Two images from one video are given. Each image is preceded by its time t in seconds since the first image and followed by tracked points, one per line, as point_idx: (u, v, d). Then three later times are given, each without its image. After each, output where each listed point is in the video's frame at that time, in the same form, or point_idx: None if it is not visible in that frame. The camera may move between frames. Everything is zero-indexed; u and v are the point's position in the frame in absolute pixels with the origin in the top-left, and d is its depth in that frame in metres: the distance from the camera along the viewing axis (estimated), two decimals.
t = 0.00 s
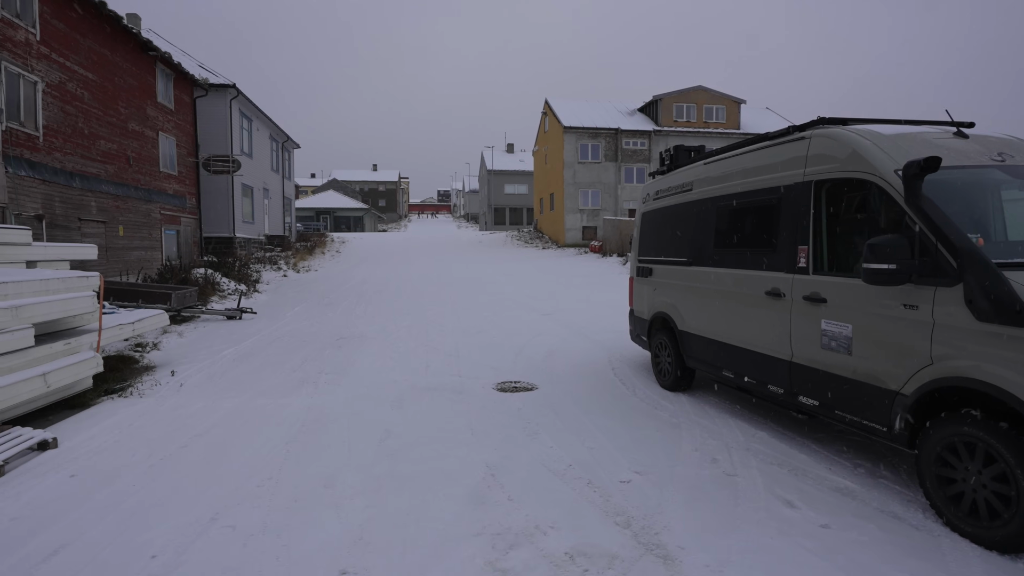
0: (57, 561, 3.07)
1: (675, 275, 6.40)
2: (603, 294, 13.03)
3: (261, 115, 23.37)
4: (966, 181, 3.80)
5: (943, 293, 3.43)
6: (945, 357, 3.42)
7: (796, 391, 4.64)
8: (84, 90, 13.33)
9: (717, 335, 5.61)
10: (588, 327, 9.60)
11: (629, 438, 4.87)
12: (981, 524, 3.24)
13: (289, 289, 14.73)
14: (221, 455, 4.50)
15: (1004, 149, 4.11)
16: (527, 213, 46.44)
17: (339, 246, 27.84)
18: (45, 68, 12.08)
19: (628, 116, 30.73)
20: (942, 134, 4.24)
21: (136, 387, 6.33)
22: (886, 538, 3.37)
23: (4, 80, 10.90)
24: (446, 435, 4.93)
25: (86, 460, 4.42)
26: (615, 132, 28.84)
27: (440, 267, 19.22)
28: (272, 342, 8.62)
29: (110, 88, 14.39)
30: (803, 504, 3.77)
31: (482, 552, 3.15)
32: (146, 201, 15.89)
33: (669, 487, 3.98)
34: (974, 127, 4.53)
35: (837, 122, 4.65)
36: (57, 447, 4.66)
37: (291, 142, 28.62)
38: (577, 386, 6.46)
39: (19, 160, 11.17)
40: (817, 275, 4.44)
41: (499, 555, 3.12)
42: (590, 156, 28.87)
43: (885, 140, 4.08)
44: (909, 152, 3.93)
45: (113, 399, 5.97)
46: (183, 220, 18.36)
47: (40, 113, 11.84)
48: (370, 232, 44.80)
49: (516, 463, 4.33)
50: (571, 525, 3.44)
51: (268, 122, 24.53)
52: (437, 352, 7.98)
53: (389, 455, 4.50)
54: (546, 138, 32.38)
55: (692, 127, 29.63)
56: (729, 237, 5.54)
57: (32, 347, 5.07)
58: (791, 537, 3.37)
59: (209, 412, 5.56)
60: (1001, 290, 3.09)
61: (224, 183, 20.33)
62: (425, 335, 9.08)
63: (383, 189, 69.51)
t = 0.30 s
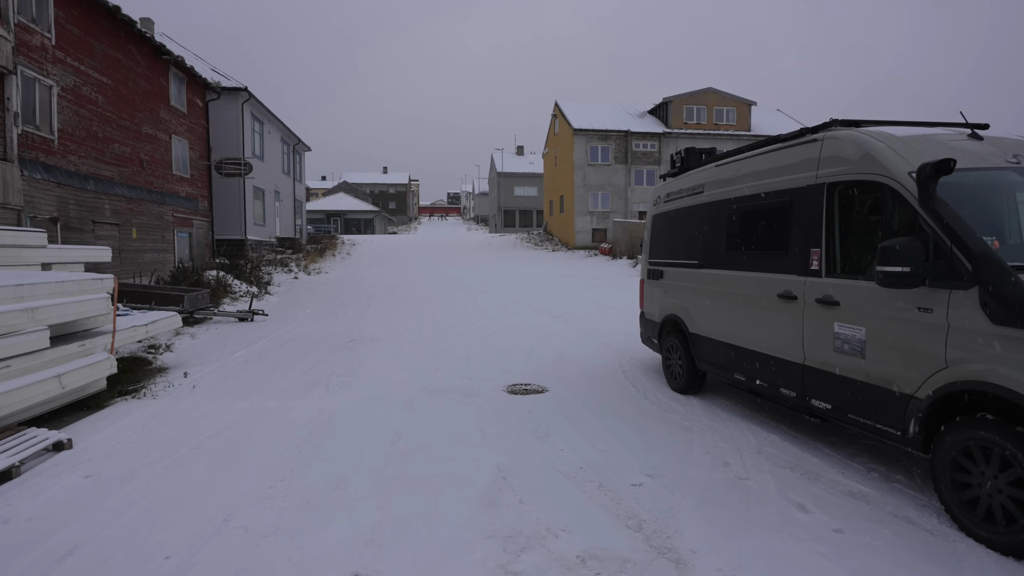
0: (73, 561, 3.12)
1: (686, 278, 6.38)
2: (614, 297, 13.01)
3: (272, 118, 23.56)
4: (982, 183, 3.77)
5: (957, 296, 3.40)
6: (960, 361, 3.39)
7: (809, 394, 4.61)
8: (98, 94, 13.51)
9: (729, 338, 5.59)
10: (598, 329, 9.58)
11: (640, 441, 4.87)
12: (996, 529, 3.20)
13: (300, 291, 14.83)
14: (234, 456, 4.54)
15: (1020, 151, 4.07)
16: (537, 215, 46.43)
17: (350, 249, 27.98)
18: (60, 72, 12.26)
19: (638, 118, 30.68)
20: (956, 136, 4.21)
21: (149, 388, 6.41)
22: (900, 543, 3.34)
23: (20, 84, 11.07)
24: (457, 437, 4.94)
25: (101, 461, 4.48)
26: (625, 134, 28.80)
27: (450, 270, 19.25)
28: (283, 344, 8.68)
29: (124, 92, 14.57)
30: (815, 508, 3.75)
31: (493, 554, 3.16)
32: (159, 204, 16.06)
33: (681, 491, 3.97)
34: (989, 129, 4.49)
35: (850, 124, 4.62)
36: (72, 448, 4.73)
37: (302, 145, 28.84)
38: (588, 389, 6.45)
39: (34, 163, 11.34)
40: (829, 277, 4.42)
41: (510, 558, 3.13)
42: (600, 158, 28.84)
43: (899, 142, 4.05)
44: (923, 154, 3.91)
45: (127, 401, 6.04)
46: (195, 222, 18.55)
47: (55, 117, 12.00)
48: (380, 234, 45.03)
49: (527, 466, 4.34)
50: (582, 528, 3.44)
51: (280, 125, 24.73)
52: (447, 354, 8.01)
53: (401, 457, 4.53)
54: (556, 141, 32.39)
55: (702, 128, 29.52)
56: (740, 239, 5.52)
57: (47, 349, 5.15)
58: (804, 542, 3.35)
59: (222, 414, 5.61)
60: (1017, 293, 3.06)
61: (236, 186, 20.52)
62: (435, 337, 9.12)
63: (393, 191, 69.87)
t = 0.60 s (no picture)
0: (87, 561, 3.15)
1: (696, 281, 6.37)
2: (622, 299, 12.98)
3: (282, 122, 23.73)
4: (996, 185, 3.73)
5: (971, 299, 3.37)
6: (974, 364, 3.35)
7: (820, 398, 4.58)
8: (111, 97, 13.66)
9: (738, 341, 5.57)
10: (607, 332, 9.56)
11: (650, 444, 4.85)
12: (1012, 535, 3.16)
13: (310, 293, 14.91)
14: (244, 458, 4.57)
15: None
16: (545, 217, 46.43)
17: (359, 251, 28.09)
18: (73, 76, 12.40)
19: (646, 121, 30.64)
20: (969, 138, 4.17)
21: (161, 390, 6.46)
22: (913, 549, 3.31)
23: (34, 88, 11.22)
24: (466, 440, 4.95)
25: (113, 462, 4.52)
26: (633, 136, 28.77)
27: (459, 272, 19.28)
28: (293, 346, 8.73)
29: (136, 96, 14.72)
30: (827, 513, 3.72)
31: (504, 558, 3.16)
32: (170, 206, 16.20)
33: (691, 494, 3.95)
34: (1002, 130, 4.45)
35: (861, 126, 4.60)
36: (85, 449, 4.77)
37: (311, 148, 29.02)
38: (597, 391, 6.44)
39: (48, 166, 11.48)
40: (841, 280, 4.39)
41: (521, 561, 3.12)
42: (608, 161, 28.82)
43: (911, 144, 4.02)
44: (936, 157, 3.88)
45: (138, 402, 6.09)
46: (206, 225, 18.71)
47: (68, 120, 12.14)
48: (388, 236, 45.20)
49: (537, 469, 4.33)
50: (592, 532, 3.43)
51: (289, 128, 24.90)
52: (456, 357, 8.02)
53: (410, 459, 4.53)
54: (564, 143, 32.40)
55: (711, 131, 29.44)
56: (751, 242, 5.49)
57: (60, 350, 5.20)
58: (816, 547, 3.32)
59: (232, 416, 5.65)
60: None
61: (246, 189, 20.67)
62: (444, 340, 9.13)
63: (401, 194, 70.15)
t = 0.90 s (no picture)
0: (100, 561, 3.17)
1: (705, 283, 6.34)
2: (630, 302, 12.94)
3: (291, 124, 23.88)
4: (1011, 188, 3.68)
5: (986, 303, 3.32)
6: (989, 369, 3.31)
7: (831, 402, 4.53)
8: (123, 101, 13.80)
9: (748, 344, 5.53)
10: (615, 335, 9.53)
11: (659, 448, 4.83)
12: None
13: (318, 295, 14.97)
14: (254, 459, 4.59)
15: None
16: (552, 220, 46.41)
17: (367, 253, 28.17)
18: (86, 80, 12.53)
19: (654, 123, 30.59)
20: (983, 140, 4.12)
21: (171, 391, 6.50)
22: (927, 555, 3.26)
23: (48, 92, 11.36)
24: (475, 442, 4.94)
25: (124, 463, 4.54)
26: (641, 139, 28.73)
27: (466, 274, 19.30)
28: (301, 348, 8.77)
29: (148, 99, 14.86)
30: (840, 518, 3.68)
31: (512, 561, 3.15)
32: (180, 209, 16.33)
33: (702, 499, 3.92)
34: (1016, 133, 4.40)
35: (873, 128, 4.57)
36: (97, 449, 4.81)
37: (320, 151, 29.18)
38: (605, 394, 6.42)
39: (61, 169, 11.60)
40: (853, 283, 4.35)
41: (530, 565, 3.11)
42: (615, 163, 28.78)
43: (924, 146, 3.98)
44: (949, 159, 3.84)
45: (149, 403, 6.13)
46: (215, 227, 18.84)
47: (81, 124, 12.26)
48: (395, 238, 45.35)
49: (546, 472, 4.32)
50: (602, 536, 3.41)
51: (298, 131, 25.05)
52: (464, 359, 8.03)
53: (419, 461, 4.53)
54: (571, 145, 32.40)
55: (719, 133, 29.35)
56: (761, 245, 5.46)
57: (73, 351, 5.24)
58: (828, 552, 3.29)
59: (242, 417, 5.67)
60: None
61: (255, 191, 20.80)
62: (452, 342, 9.14)
63: (408, 196, 70.42)
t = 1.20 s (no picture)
0: (111, 561, 3.18)
1: (714, 286, 6.29)
2: (638, 304, 12.89)
3: (300, 127, 24.01)
4: None
5: (1003, 307, 3.27)
6: (1005, 374, 3.25)
7: (843, 406, 4.49)
8: (134, 104, 13.91)
9: (758, 347, 5.49)
10: (623, 338, 9.50)
11: (669, 452, 4.79)
12: None
13: (326, 297, 15.03)
14: (263, 461, 4.59)
15: None
16: (559, 222, 46.38)
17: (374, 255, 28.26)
18: (98, 83, 12.65)
19: (661, 125, 30.52)
20: (998, 141, 4.07)
21: (180, 392, 6.53)
22: (942, 563, 3.21)
23: (61, 95, 11.48)
24: (483, 445, 4.92)
25: (134, 463, 4.56)
26: (648, 141, 28.67)
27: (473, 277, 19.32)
28: (310, 349, 8.79)
29: (158, 102, 14.97)
30: (852, 524, 3.64)
31: (522, 565, 3.13)
32: (190, 211, 16.44)
33: (712, 504, 3.88)
34: None
35: (886, 130, 4.52)
36: (107, 450, 4.84)
37: (328, 153, 29.32)
38: (613, 397, 6.39)
39: (73, 171, 11.70)
40: (865, 286, 4.30)
41: (539, 569, 3.09)
42: (623, 165, 28.73)
43: (938, 148, 3.93)
44: (963, 161, 3.79)
45: (159, 404, 6.16)
46: (224, 228, 18.96)
47: (93, 126, 12.37)
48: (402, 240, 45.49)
49: (555, 476, 4.30)
50: (612, 540, 3.39)
51: (306, 133, 25.18)
52: (472, 362, 8.01)
53: (427, 464, 4.52)
54: (578, 148, 32.38)
55: (727, 135, 29.24)
56: (771, 247, 5.42)
57: (84, 352, 5.27)
58: (841, 559, 3.25)
59: (251, 418, 5.69)
60: None
61: (263, 193, 20.93)
62: (459, 344, 9.13)
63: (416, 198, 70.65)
